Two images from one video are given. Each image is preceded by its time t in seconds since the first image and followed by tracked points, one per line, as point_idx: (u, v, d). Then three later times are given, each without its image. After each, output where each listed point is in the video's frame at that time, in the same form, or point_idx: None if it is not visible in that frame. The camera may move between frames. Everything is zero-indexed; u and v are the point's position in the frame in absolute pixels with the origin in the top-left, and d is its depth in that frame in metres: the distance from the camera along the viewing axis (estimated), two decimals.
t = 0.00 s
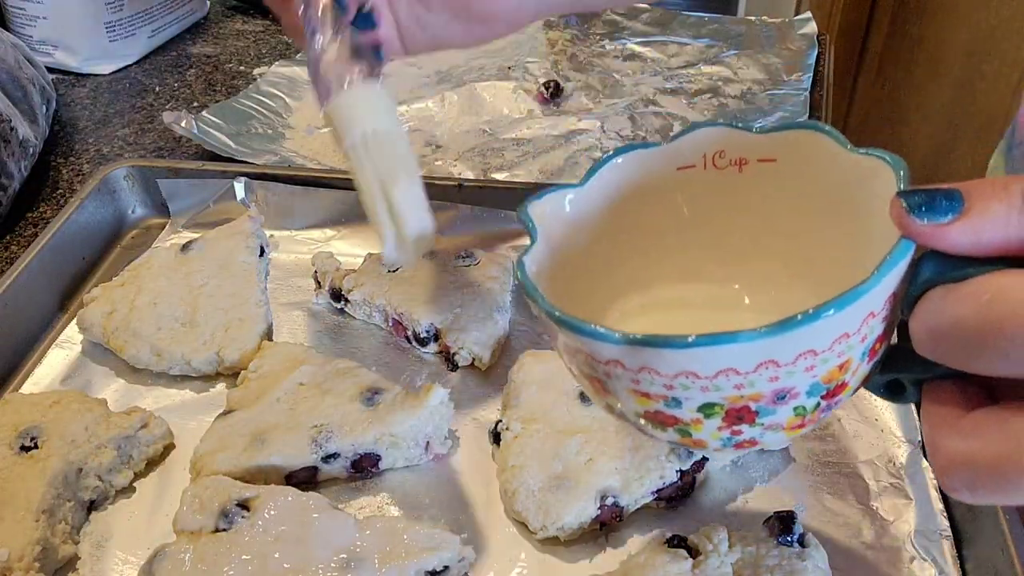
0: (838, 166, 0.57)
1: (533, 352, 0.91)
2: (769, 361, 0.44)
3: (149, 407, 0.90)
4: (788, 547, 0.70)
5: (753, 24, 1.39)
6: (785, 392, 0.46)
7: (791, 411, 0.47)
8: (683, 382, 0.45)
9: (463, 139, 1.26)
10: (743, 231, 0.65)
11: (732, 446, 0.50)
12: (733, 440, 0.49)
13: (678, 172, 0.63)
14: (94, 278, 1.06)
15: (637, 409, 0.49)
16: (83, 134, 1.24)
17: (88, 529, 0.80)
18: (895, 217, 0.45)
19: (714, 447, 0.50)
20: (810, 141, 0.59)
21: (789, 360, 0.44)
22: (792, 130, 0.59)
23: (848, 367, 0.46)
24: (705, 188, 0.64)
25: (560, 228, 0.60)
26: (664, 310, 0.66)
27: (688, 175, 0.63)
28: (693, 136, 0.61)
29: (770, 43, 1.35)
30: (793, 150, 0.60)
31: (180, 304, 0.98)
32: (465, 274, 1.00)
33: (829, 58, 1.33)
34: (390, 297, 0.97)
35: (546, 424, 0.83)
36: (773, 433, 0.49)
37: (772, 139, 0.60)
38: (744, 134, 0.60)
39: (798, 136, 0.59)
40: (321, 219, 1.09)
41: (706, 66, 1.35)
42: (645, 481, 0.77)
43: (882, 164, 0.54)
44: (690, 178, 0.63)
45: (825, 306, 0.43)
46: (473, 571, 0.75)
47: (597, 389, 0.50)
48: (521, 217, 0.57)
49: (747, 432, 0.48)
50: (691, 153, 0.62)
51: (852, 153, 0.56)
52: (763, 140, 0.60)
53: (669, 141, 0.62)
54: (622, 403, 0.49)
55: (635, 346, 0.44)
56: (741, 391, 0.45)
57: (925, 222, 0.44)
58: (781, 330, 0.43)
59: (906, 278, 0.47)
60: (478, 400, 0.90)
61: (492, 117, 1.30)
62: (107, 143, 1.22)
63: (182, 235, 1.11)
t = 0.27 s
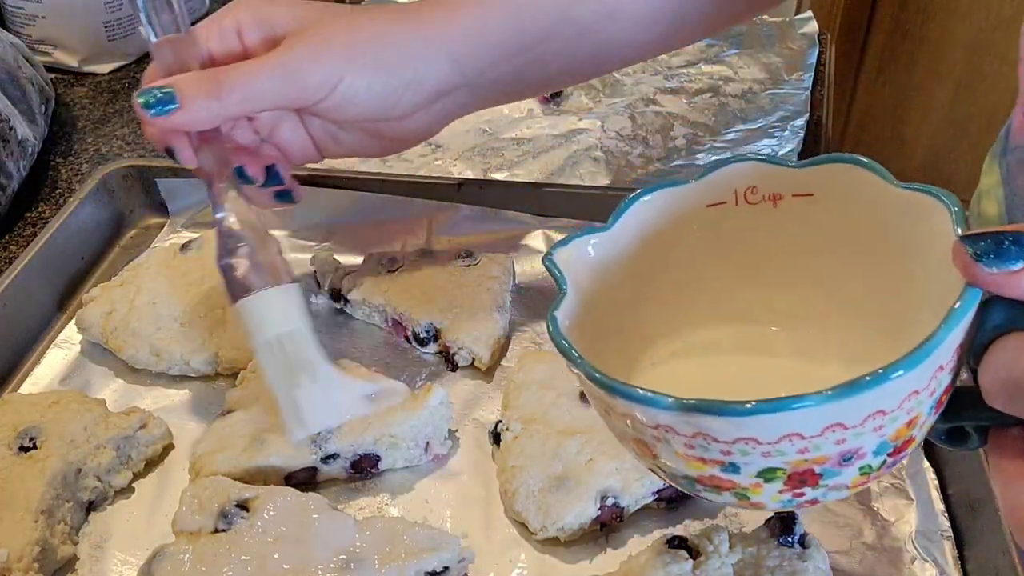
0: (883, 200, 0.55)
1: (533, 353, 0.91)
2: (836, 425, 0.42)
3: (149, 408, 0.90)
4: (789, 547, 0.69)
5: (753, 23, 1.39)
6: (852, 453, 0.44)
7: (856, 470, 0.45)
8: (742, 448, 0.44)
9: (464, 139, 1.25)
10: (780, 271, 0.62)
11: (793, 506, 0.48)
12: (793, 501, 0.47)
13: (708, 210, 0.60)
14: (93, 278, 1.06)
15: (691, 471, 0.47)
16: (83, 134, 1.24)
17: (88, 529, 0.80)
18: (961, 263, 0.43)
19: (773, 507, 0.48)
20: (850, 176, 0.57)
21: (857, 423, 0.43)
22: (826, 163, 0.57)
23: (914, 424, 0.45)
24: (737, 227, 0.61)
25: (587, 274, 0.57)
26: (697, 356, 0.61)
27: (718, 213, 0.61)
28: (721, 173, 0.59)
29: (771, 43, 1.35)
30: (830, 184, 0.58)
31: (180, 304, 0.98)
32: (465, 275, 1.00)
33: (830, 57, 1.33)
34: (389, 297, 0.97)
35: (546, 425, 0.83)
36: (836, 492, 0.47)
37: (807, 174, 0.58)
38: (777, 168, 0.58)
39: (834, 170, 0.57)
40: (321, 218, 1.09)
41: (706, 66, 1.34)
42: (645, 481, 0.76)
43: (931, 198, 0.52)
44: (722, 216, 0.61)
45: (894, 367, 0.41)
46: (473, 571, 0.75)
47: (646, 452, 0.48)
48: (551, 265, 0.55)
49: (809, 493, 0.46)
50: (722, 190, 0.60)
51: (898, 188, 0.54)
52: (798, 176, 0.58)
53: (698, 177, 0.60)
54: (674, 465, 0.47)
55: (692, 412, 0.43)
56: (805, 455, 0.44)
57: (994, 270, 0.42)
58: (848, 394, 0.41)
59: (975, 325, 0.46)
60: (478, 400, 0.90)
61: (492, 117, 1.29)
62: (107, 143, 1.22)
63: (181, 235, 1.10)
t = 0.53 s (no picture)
0: (896, 190, 0.53)
1: (533, 353, 0.91)
2: (863, 428, 0.39)
3: (149, 408, 0.90)
4: (788, 547, 0.69)
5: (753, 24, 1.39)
6: (877, 459, 0.41)
7: (881, 476, 0.42)
8: (761, 454, 0.40)
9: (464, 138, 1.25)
10: (790, 266, 0.59)
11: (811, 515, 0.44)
12: (813, 509, 0.43)
13: (713, 202, 0.57)
14: (93, 278, 1.06)
15: (704, 481, 0.43)
16: (82, 134, 1.24)
17: (88, 529, 0.80)
18: (992, 257, 0.42)
19: (790, 517, 0.44)
20: (864, 165, 0.54)
21: (884, 426, 0.39)
22: (838, 153, 0.54)
23: (942, 425, 0.42)
24: (744, 221, 0.58)
25: (588, 270, 0.54)
26: (704, 356, 0.57)
27: (724, 206, 0.57)
28: (727, 164, 0.56)
29: (771, 43, 1.35)
30: (843, 174, 0.54)
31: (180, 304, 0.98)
32: (465, 275, 1.00)
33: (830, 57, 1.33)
34: (390, 297, 0.97)
35: (546, 425, 0.83)
36: (858, 500, 0.43)
37: (819, 163, 0.55)
38: (787, 158, 0.55)
39: (847, 159, 0.54)
40: (321, 219, 1.09)
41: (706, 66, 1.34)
42: (645, 481, 0.76)
43: (949, 186, 0.49)
44: (727, 209, 0.58)
45: (925, 366, 0.38)
46: (472, 571, 0.75)
47: (655, 459, 0.44)
48: (547, 261, 0.51)
49: (830, 501, 0.43)
50: (728, 182, 0.56)
51: (912, 177, 0.52)
52: (809, 165, 0.55)
53: (702, 169, 0.57)
54: (685, 473, 0.43)
55: (707, 416, 0.39)
56: (829, 461, 0.40)
57: None
58: (877, 395, 0.38)
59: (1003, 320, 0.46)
60: (479, 400, 0.90)
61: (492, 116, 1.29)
62: (106, 143, 1.22)
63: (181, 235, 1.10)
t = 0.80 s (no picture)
0: (899, 180, 0.52)
1: (533, 352, 0.91)
2: (865, 420, 0.39)
3: (149, 408, 0.90)
4: (789, 547, 0.69)
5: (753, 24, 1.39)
6: (878, 451, 0.41)
7: (882, 468, 0.42)
8: (761, 446, 0.40)
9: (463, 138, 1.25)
10: (789, 259, 0.59)
11: (811, 508, 0.45)
12: (813, 502, 0.44)
13: (713, 193, 0.58)
14: (93, 278, 1.06)
15: (703, 473, 0.44)
16: (82, 134, 1.24)
17: (88, 529, 0.80)
18: (999, 246, 0.42)
19: (790, 509, 0.45)
20: (865, 155, 0.54)
21: (886, 418, 0.39)
22: (838, 143, 0.54)
23: (943, 418, 0.42)
24: (745, 212, 0.58)
25: (587, 261, 0.54)
26: (703, 348, 0.57)
27: (723, 197, 0.58)
28: (727, 154, 0.56)
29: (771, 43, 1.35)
30: (843, 165, 0.55)
31: (180, 304, 0.98)
32: (465, 275, 1.00)
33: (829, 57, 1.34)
34: (390, 297, 0.97)
35: (546, 425, 0.83)
36: (858, 492, 0.44)
37: (818, 154, 0.55)
38: (788, 149, 0.55)
39: (846, 149, 0.54)
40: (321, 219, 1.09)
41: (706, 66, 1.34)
42: (645, 481, 0.76)
43: (953, 177, 0.49)
44: (727, 200, 0.58)
45: (927, 357, 0.38)
46: (472, 570, 0.75)
47: (654, 451, 0.44)
48: (547, 251, 0.51)
49: (830, 495, 0.43)
50: (728, 172, 0.57)
51: (916, 166, 0.51)
52: (809, 156, 0.55)
53: (701, 160, 0.57)
54: (684, 466, 0.44)
55: (708, 408, 0.39)
56: (829, 453, 0.40)
57: None
58: (880, 386, 0.38)
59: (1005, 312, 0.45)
60: (478, 400, 0.90)
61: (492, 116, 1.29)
62: (107, 143, 1.22)
63: (181, 235, 1.10)
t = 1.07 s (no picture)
0: (885, 162, 0.52)
1: (534, 352, 0.91)
2: (836, 388, 0.39)
3: (149, 407, 0.90)
4: (789, 547, 0.70)
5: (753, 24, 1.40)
6: (851, 422, 0.41)
7: (855, 440, 0.42)
8: (734, 415, 0.40)
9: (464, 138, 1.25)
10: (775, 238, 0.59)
11: (787, 480, 0.45)
12: (788, 475, 0.44)
13: (701, 174, 0.57)
14: (93, 278, 1.06)
15: (679, 443, 0.44)
16: (82, 134, 1.24)
17: (88, 529, 0.80)
18: (973, 222, 0.41)
19: (766, 482, 0.45)
20: (852, 136, 0.53)
21: (857, 387, 0.39)
22: (827, 124, 0.54)
23: (918, 390, 0.42)
24: (732, 193, 0.58)
25: (573, 240, 0.54)
26: (689, 328, 0.57)
27: (712, 178, 0.57)
28: (717, 134, 0.56)
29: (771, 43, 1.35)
30: (831, 147, 0.54)
31: (180, 304, 0.98)
32: (465, 275, 1.00)
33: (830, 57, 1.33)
34: (390, 297, 0.96)
35: (546, 425, 0.83)
36: (833, 465, 0.44)
37: (807, 134, 0.55)
38: (774, 130, 0.55)
39: (835, 130, 0.54)
40: (321, 219, 1.08)
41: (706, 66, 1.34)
42: (645, 481, 0.77)
43: (937, 157, 0.49)
44: (714, 181, 0.57)
45: (899, 326, 0.38)
46: (472, 571, 0.75)
47: (632, 422, 0.44)
48: (535, 228, 0.51)
49: (805, 467, 0.43)
50: (715, 153, 0.56)
51: (900, 148, 0.51)
52: (797, 136, 0.55)
53: (690, 141, 0.56)
54: (660, 436, 0.44)
55: (680, 375, 0.39)
56: (801, 422, 0.40)
57: (1008, 226, 0.40)
58: (849, 353, 0.38)
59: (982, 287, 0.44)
60: (478, 401, 0.90)
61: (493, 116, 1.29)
62: (106, 143, 1.22)
63: (181, 235, 1.10)
